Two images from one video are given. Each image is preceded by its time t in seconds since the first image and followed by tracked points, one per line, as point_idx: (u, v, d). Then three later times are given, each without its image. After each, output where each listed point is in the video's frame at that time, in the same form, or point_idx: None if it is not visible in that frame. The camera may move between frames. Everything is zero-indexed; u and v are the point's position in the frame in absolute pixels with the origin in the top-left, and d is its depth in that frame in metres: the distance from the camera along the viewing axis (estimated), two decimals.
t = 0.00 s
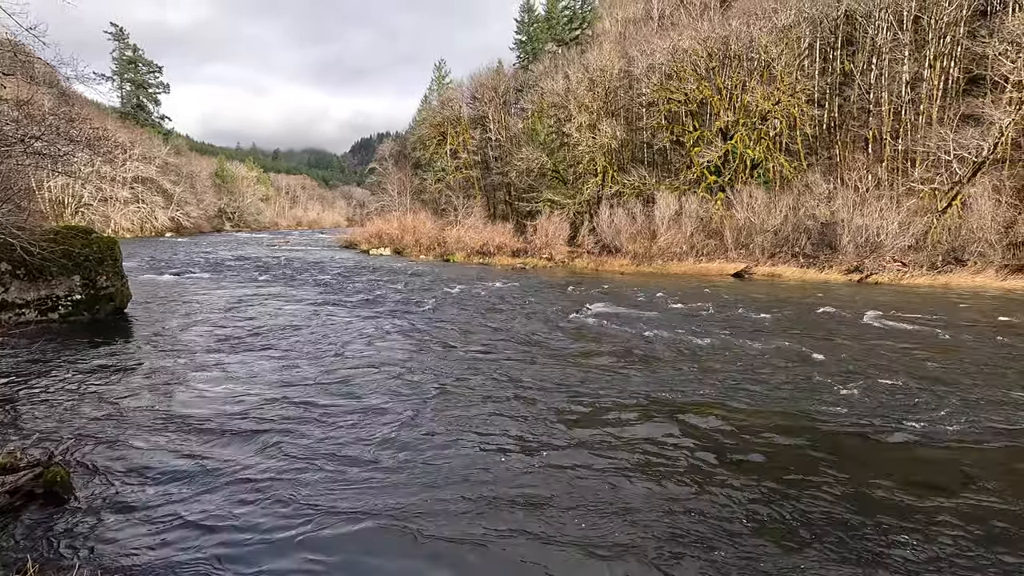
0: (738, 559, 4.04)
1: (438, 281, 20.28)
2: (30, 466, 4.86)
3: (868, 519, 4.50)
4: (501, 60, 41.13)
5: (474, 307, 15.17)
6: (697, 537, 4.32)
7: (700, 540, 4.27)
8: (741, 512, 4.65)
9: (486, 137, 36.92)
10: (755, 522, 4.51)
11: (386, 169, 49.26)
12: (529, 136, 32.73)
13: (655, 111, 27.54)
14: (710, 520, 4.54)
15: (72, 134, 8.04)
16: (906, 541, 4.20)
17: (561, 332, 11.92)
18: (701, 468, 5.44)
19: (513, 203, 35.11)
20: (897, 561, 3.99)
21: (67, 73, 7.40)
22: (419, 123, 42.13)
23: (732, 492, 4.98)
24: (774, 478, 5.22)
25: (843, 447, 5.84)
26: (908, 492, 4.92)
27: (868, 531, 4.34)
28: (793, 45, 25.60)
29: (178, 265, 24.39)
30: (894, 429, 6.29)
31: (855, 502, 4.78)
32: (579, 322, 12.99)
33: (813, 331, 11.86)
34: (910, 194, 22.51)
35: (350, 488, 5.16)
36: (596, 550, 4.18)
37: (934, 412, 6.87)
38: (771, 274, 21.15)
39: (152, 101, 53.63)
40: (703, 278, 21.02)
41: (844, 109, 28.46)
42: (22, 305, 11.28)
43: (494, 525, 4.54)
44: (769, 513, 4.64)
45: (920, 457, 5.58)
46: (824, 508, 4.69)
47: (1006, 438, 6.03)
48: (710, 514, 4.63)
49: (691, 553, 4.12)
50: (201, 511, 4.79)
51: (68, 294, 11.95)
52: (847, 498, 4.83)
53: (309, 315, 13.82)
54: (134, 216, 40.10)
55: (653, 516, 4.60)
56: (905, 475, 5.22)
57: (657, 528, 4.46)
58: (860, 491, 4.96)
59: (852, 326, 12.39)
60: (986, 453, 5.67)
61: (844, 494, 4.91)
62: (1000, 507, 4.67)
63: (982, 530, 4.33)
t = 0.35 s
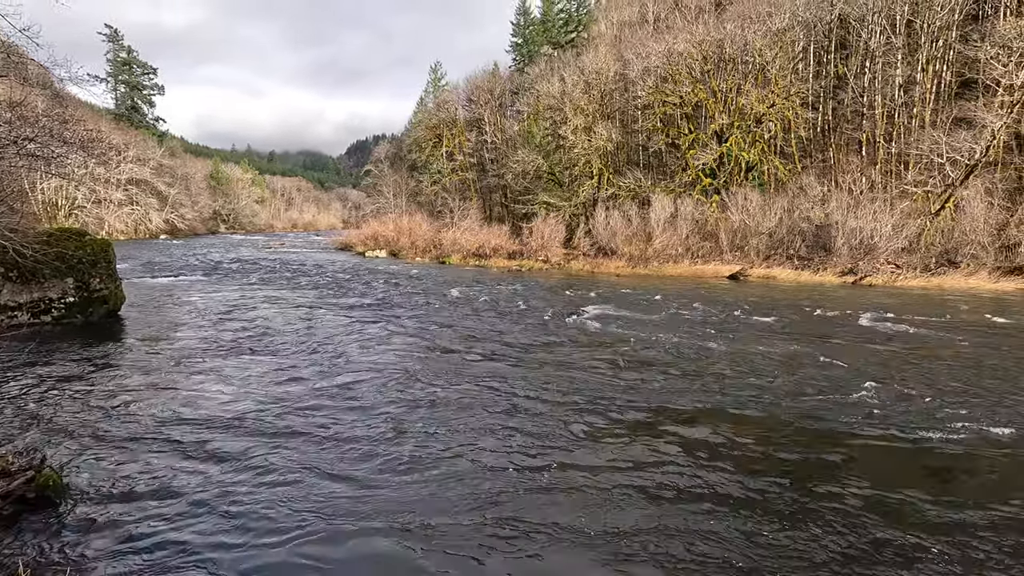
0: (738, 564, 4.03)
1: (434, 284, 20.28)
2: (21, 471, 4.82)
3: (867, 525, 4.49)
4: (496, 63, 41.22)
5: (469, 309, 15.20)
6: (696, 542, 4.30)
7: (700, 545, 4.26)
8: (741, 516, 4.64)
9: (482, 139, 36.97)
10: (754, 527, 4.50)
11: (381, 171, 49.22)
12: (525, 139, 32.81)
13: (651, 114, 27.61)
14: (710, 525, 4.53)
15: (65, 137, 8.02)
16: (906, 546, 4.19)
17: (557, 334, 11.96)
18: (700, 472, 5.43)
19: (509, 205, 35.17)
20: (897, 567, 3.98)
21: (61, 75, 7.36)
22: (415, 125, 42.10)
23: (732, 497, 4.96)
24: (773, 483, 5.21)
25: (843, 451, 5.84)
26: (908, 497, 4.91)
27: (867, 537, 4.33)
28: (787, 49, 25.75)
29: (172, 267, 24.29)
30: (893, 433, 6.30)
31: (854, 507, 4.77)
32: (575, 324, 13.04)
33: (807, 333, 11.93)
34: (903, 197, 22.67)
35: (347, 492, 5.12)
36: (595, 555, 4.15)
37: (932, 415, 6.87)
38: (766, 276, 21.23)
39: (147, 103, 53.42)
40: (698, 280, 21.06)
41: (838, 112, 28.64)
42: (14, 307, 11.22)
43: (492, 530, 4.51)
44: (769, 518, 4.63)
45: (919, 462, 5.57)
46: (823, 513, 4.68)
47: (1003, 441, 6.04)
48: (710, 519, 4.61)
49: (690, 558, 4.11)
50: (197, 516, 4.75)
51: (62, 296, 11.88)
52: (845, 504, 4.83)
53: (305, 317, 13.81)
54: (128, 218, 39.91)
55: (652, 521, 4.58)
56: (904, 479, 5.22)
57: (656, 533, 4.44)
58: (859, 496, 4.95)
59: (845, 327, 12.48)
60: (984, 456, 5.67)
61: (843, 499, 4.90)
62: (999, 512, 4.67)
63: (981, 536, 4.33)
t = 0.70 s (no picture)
0: (739, 566, 3.98)
1: (427, 283, 20.23)
2: (10, 473, 4.74)
3: (869, 526, 4.45)
4: (489, 62, 41.18)
5: (463, 308, 15.17)
6: (698, 543, 4.26)
7: (701, 546, 4.21)
8: (742, 517, 4.59)
9: (475, 139, 36.94)
10: (756, 527, 4.45)
11: (374, 171, 49.05)
12: (518, 139, 32.80)
13: (643, 114, 27.66)
14: (710, 526, 4.48)
15: (53, 135, 7.92)
16: (908, 546, 4.18)
17: (551, 334, 11.96)
18: (700, 472, 5.39)
19: (502, 205, 35.17)
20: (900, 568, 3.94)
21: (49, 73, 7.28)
22: (408, 124, 41.98)
23: (733, 496, 4.92)
24: (775, 482, 5.17)
25: (846, 452, 5.78)
26: (911, 498, 4.87)
27: (869, 537, 4.30)
28: (778, 50, 25.88)
29: (163, 267, 24.08)
30: (894, 433, 6.26)
31: (856, 508, 4.73)
32: (569, 323, 13.05)
33: (799, 332, 11.99)
34: (893, 196, 22.84)
35: (342, 493, 5.08)
36: (594, 558, 4.09)
37: (930, 414, 6.86)
38: (757, 275, 21.31)
39: (136, 101, 52.91)
40: (691, 280, 21.11)
41: (829, 113, 28.85)
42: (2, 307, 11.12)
43: (491, 533, 4.44)
44: (771, 518, 4.59)
45: (922, 461, 5.54)
46: (825, 513, 4.65)
47: (1003, 439, 6.02)
48: (710, 519, 4.57)
49: (692, 559, 4.06)
50: (188, 519, 4.66)
51: (50, 297, 11.74)
52: (848, 503, 4.79)
53: (298, 317, 13.73)
54: (117, 217, 39.52)
55: (651, 522, 4.54)
56: (906, 480, 5.18)
57: (657, 534, 4.40)
58: (860, 496, 4.92)
59: (837, 326, 12.56)
60: (986, 455, 5.65)
61: (845, 499, 4.87)
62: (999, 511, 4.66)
63: (984, 536, 4.31)
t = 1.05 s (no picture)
0: (735, 563, 3.96)
1: (421, 280, 20.21)
2: None
3: (867, 524, 4.43)
4: (484, 58, 41.10)
5: (457, 305, 15.18)
6: (693, 541, 4.24)
7: (697, 544, 4.19)
8: (735, 511, 4.63)
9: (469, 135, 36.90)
10: (752, 525, 4.43)
11: (367, 167, 48.90)
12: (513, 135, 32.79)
13: (637, 110, 27.68)
14: (705, 524, 4.46)
15: (42, 130, 7.84)
16: (895, 538, 4.24)
17: (545, 330, 11.99)
18: (696, 470, 5.36)
19: (497, 202, 35.16)
20: (897, 566, 3.92)
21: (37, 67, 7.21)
22: (402, 121, 41.84)
23: (729, 494, 4.90)
24: (772, 480, 5.15)
25: (844, 450, 5.77)
26: (908, 496, 4.85)
27: (866, 535, 4.28)
28: (771, 47, 25.97)
29: (155, 264, 23.93)
30: (891, 430, 6.24)
31: (853, 506, 4.71)
32: (563, 320, 13.09)
33: (792, 328, 12.07)
34: (885, 193, 23.00)
35: (335, 489, 5.10)
36: (590, 557, 4.06)
37: (926, 412, 6.86)
38: (750, 272, 21.44)
39: (127, 97, 52.42)
40: (684, 276, 21.20)
41: (822, 110, 29.00)
42: None
43: (485, 532, 4.40)
44: (767, 516, 4.57)
45: (919, 459, 5.53)
46: (821, 511, 4.63)
47: (996, 435, 6.05)
48: (700, 512, 4.62)
49: (688, 558, 4.03)
50: (179, 520, 4.61)
51: (40, 294, 11.70)
52: (845, 501, 4.77)
53: (291, 314, 13.69)
54: (108, 214, 39.20)
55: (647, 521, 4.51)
56: (893, 473, 5.25)
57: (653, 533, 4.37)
58: (856, 494, 4.90)
59: (828, 323, 12.67)
60: (983, 453, 5.63)
61: (841, 497, 4.85)
62: (997, 509, 4.64)
63: (981, 534, 4.29)
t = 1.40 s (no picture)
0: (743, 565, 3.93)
1: (414, 277, 20.14)
2: None
3: (874, 525, 4.41)
4: (476, 53, 40.90)
5: (450, 302, 15.15)
6: (701, 544, 4.19)
7: (705, 547, 4.15)
8: (733, 510, 4.64)
9: (462, 131, 36.75)
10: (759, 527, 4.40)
11: (359, 163, 48.59)
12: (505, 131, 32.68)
13: (630, 106, 27.65)
14: (711, 525, 4.43)
15: (29, 125, 7.71)
16: (893, 536, 4.26)
17: (539, 327, 12.00)
18: (700, 470, 5.32)
19: (490, 198, 35.08)
20: (905, 568, 3.90)
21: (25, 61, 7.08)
22: (394, 116, 41.60)
23: (734, 495, 4.86)
24: (777, 481, 5.11)
25: (846, 450, 5.75)
26: (904, 493, 4.89)
27: (874, 537, 4.25)
28: (764, 43, 26.01)
29: (144, 260, 23.63)
30: (891, 429, 6.24)
31: (860, 507, 4.68)
32: (556, 316, 13.09)
33: (784, 325, 12.14)
34: (875, 190, 23.14)
35: (332, 488, 5.06)
36: (596, 560, 4.02)
37: (926, 409, 6.88)
38: (742, 268, 21.50)
39: (114, 91, 51.68)
40: (677, 272, 21.22)
41: (813, 107, 29.12)
42: None
43: (489, 535, 4.34)
44: (773, 518, 4.54)
45: (924, 459, 5.52)
46: (829, 512, 4.60)
47: (988, 432, 6.11)
48: (698, 511, 4.63)
49: (695, 560, 4.00)
50: (177, 521, 4.53)
51: (28, 290, 11.49)
52: (851, 502, 4.75)
53: (283, 311, 13.60)
54: (96, 209, 38.67)
55: (653, 522, 4.47)
56: (888, 471, 5.28)
57: (659, 534, 4.33)
58: (859, 494, 4.89)
59: (819, 319, 12.76)
60: (978, 451, 5.66)
61: (847, 498, 4.83)
62: (1004, 510, 4.62)
63: (987, 533, 4.28)
